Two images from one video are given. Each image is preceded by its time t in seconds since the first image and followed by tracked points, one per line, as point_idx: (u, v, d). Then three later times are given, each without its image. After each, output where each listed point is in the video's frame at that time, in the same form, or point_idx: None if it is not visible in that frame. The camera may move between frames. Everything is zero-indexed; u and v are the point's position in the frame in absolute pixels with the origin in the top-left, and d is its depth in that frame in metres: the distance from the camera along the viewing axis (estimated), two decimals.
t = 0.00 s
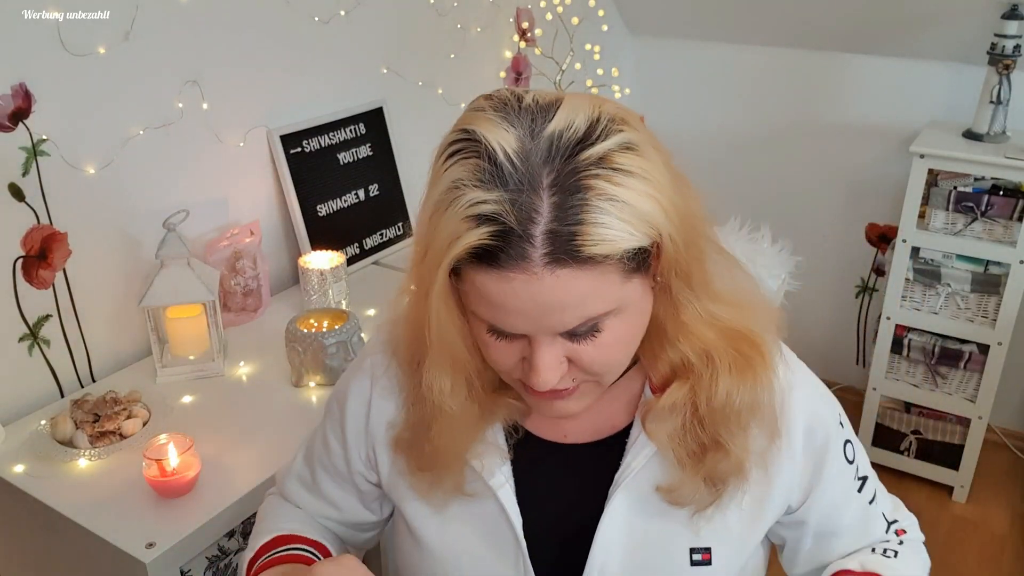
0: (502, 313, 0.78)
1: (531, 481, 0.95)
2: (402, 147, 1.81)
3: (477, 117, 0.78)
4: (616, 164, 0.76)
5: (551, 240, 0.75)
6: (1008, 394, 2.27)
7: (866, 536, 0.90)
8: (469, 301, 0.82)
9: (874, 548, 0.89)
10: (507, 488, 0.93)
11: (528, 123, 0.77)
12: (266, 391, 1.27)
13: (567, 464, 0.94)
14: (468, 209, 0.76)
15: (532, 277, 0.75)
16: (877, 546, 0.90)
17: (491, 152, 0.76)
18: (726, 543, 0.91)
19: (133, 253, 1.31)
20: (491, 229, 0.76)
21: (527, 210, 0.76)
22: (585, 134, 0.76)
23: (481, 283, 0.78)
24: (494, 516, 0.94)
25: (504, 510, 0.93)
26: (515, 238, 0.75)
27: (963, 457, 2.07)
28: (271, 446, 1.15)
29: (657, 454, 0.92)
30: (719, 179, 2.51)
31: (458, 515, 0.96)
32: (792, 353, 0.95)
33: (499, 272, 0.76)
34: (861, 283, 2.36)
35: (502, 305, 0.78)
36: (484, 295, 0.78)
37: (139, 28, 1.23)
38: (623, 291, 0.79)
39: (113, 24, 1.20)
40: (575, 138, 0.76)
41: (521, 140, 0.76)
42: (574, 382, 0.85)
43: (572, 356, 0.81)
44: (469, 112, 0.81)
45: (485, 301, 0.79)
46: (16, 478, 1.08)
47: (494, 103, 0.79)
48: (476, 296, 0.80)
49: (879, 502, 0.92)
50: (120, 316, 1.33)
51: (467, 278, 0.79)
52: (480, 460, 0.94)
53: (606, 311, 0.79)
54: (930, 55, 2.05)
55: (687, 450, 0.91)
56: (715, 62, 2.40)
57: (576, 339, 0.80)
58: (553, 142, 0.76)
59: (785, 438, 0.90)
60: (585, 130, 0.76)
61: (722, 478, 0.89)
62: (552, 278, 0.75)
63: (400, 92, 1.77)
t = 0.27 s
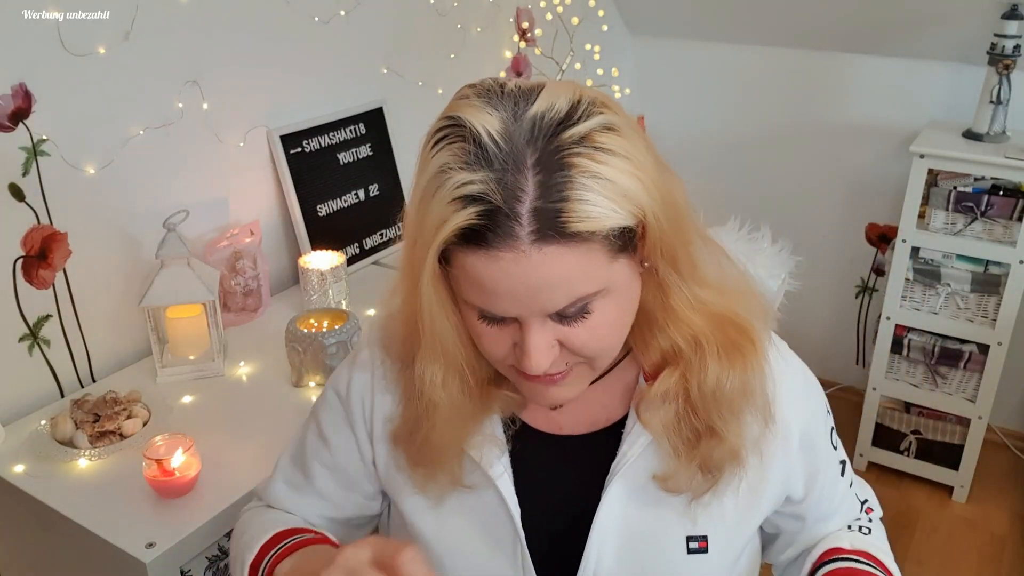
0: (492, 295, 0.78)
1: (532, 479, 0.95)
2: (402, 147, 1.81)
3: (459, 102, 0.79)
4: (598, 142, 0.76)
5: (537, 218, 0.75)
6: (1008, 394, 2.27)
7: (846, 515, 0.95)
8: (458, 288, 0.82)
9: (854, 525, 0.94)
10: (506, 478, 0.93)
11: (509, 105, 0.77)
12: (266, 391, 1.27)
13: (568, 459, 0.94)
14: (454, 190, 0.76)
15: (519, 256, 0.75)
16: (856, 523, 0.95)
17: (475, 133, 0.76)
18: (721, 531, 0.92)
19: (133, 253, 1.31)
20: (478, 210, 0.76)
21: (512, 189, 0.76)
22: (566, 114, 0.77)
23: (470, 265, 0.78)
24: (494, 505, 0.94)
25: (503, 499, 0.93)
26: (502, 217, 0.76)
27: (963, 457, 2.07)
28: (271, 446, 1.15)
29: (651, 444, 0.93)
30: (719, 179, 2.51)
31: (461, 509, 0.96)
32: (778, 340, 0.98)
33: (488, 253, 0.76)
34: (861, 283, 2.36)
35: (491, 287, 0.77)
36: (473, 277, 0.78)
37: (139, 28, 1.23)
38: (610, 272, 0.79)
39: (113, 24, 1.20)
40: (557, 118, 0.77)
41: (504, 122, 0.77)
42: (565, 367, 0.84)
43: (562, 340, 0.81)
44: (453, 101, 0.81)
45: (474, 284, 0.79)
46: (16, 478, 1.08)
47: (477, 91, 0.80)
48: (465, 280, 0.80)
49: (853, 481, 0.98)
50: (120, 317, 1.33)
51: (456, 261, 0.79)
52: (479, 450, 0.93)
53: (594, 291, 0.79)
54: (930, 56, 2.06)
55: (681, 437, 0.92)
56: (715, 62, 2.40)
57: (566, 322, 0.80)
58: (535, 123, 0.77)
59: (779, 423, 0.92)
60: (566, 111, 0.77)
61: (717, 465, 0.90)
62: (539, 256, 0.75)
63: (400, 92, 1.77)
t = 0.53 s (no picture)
0: (495, 282, 0.78)
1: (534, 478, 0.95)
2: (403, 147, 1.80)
3: (472, 93, 0.80)
4: (607, 134, 0.77)
5: (542, 206, 0.75)
6: (1008, 394, 2.27)
7: (847, 512, 0.96)
8: (464, 277, 0.82)
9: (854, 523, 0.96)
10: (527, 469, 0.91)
11: (521, 96, 0.79)
12: (266, 391, 1.27)
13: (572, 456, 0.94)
14: (464, 177, 0.77)
15: (524, 242, 0.75)
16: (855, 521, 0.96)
17: (485, 122, 0.78)
18: (731, 522, 0.92)
19: (133, 253, 1.31)
20: (485, 196, 0.77)
21: (520, 178, 0.77)
22: (576, 106, 0.78)
23: (475, 251, 0.78)
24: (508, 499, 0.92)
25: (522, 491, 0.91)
26: (509, 203, 0.76)
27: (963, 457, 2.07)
28: (271, 446, 1.14)
29: (660, 436, 0.93)
30: (718, 179, 2.51)
31: (475, 505, 0.94)
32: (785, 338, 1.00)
33: (492, 238, 0.76)
34: (861, 283, 2.36)
35: (496, 275, 0.77)
36: (477, 264, 0.78)
37: (140, 27, 1.23)
38: (617, 264, 0.79)
39: (113, 24, 1.20)
40: (567, 110, 0.78)
41: (514, 112, 0.78)
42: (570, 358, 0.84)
43: (566, 331, 0.80)
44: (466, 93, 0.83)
45: (479, 271, 0.78)
46: (16, 478, 1.08)
47: (490, 82, 0.81)
48: (470, 268, 0.79)
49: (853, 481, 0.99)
50: (120, 317, 1.33)
51: (461, 248, 0.79)
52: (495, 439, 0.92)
53: (599, 284, 0.79)
54: (929, 56, 2.06)
55: (690, 429, 0.92)
56: (715, 62, 2.40)
57: (570, 313, 0.79)
58: (546, 113, 0.78)
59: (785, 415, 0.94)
60: (576, 103, 0.78)
61: (727, 456, 0.90)
62: (544, 243, 0.75)
63: (400, 92, 1.77)
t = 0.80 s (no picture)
0: (515, 288, 0.77)
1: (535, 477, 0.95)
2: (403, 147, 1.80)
3: (495, 97, 0.81)
4: (629, 141, 0.78)
5: (565, 212, 0.75)
6: (1008, 395, 2.27)
7: (856, 514, 0.96)
8: (481, 282, 0.81)
9: (864, 525, 0.95)
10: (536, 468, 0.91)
11: (544, 102, 0.79)
12: (266, 390, 1.27)
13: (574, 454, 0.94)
14: (487, 182, 0.77)
15: (545, 248, 0.75)
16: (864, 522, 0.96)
17: (508, 127, 0.78)
18: (743, 525, 0.92)
19: (134, 253, 1.31)
20: (507, 201, 0.76)
21: (542, 184, 0.77)
22: (599, 113, 0.79)
23: (495, 256, 0.77)
24: (516, 498, 0.92)
25: (530, 490, 0.92)
26: (532, 209, 0.76)
27: (963, 457, 2.07)
28: (273, 447, 1.14)
29: (671, 437, 0.93)
30: (718, 179, 2.51)
31: (488, 503, 0.93)
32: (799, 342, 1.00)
33: (514, 244, 0.76)
34: (861, 283, 2.36)
35: (516, 280, 0.77)
36: (498, 269, 0.78)
37: (140, 27, 1.23)
38: (637, 271, 0.79)
39: (113, 24, 1.20)
40: (590, 116, 0.78)
41: (538, 117, 0.78)
42: (586, 362, 0.84)
43: (583, 337, 0.80)
44: (486, 97, 0.83)
45: (499, 277, 0.78)
46: (16, 478, 1.08)
47: (511, 87, 0.81)
48: (489, 273, 0.79)
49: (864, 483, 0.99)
50: (120, 317, 1.33)
51: (481, 253, 0.79)
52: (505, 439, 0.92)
53: (618, 290, 0.79)
54: (929, 55, 2.05)
55: (704, 432, 0.92)
56: (714, 62, 2.40)
57: (588, 320, 0.79)
58: (569, 120, 0.78)
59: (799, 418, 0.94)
60: (599, 110, 0.79)
61: (739, 460, 0.90)
62: (565, 249, 0.75)
63: (400, 92, 1.77)
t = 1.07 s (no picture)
0: (527, 299, 0.77)
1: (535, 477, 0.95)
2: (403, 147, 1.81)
3: (496, 107, 0.80)
4: (635, 146, 0.78)
5: (577, 222, 0.76)
6: (1008, 395, 2.27)
7: (854, 512, 0.96)
8: (490, 293, 0.81)
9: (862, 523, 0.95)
10: (532, 468, 0.91)
11: (548, 111, 0.79)
12: (266, 390, 1.27)
13: (574, 454, 0.94)
14: (494, 194, 0.77)
15: (557, 258, 0.75)
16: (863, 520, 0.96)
17: (513, 138, 0.77)
18: (743, 525, 0.92)
19: (134, 254, 1.31)
20: (517, 213, 0.76)
21: (551, 193, 0.77)
22: (603, 120, 0.79)
23: (506, 268, 0.77)
24: (513, 497, 0.93)
25: (526, 490, 0.92)
26: (542, 220, 0.75)
27: (963, 457, 2.07)
28: (273, 448, 1.14)
29: (671, 435, 0.93)
30: (718, 179, 2.51)
31: (487, 502, 0.93)
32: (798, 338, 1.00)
33: (526, 255, 0.76)
34: (861, 283, 2.37)
35: (528, 291, 0.76)
36: (509, 281, 0.77)
37: (140, 27, 1.23)
38: (644, 274, 0.80)
39: (113, 24, 1.20)
40: (595, 123, 0.78)
41: (543, 126, 0.78)
42: (595, 369, 0.84)
43: (593, 343, 0.80)
44: (485, 105, 0.82)
45: (510, 288, 0.78)
46: (16, 478, 1.08)
47: (510, 95, 0.81)
48: (499, 284, 0.79)
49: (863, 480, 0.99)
50: (120, 317, 1.33)
51: (491, 265, 0.78)
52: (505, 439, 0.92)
53: (628, 296, 0.79)
54: (930, 55, 2.06)
55: (705, 431, 0.92)
56: (714, 62, 2.40)
57: (599, 325, 0.79)
58: (575, 128, 0.78)
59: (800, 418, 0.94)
60: (602, 117, 0.79)
61: (740, 458, 0.90)
62: (578, 258, 0.75)
63: (400, 92, 1.77)
